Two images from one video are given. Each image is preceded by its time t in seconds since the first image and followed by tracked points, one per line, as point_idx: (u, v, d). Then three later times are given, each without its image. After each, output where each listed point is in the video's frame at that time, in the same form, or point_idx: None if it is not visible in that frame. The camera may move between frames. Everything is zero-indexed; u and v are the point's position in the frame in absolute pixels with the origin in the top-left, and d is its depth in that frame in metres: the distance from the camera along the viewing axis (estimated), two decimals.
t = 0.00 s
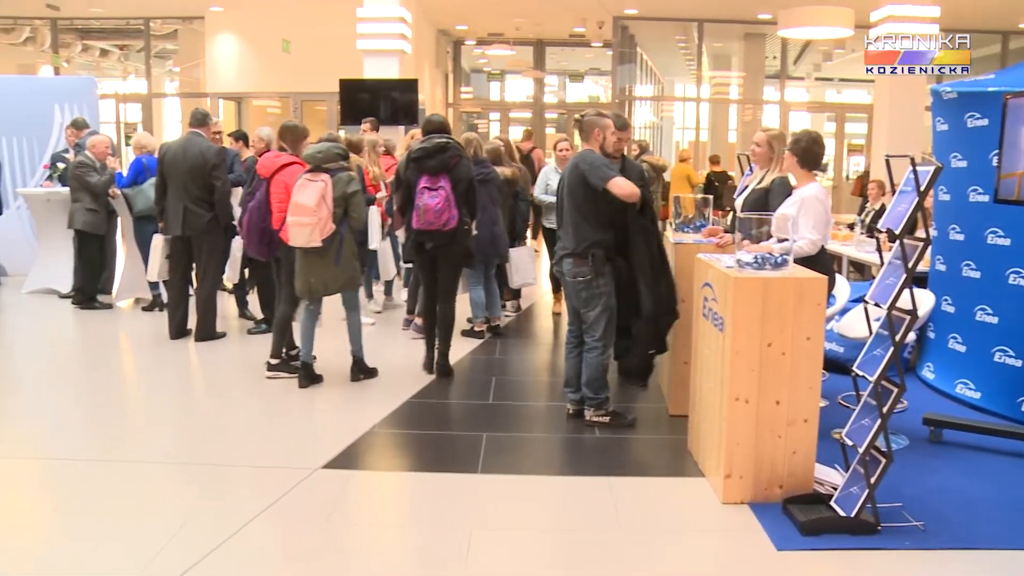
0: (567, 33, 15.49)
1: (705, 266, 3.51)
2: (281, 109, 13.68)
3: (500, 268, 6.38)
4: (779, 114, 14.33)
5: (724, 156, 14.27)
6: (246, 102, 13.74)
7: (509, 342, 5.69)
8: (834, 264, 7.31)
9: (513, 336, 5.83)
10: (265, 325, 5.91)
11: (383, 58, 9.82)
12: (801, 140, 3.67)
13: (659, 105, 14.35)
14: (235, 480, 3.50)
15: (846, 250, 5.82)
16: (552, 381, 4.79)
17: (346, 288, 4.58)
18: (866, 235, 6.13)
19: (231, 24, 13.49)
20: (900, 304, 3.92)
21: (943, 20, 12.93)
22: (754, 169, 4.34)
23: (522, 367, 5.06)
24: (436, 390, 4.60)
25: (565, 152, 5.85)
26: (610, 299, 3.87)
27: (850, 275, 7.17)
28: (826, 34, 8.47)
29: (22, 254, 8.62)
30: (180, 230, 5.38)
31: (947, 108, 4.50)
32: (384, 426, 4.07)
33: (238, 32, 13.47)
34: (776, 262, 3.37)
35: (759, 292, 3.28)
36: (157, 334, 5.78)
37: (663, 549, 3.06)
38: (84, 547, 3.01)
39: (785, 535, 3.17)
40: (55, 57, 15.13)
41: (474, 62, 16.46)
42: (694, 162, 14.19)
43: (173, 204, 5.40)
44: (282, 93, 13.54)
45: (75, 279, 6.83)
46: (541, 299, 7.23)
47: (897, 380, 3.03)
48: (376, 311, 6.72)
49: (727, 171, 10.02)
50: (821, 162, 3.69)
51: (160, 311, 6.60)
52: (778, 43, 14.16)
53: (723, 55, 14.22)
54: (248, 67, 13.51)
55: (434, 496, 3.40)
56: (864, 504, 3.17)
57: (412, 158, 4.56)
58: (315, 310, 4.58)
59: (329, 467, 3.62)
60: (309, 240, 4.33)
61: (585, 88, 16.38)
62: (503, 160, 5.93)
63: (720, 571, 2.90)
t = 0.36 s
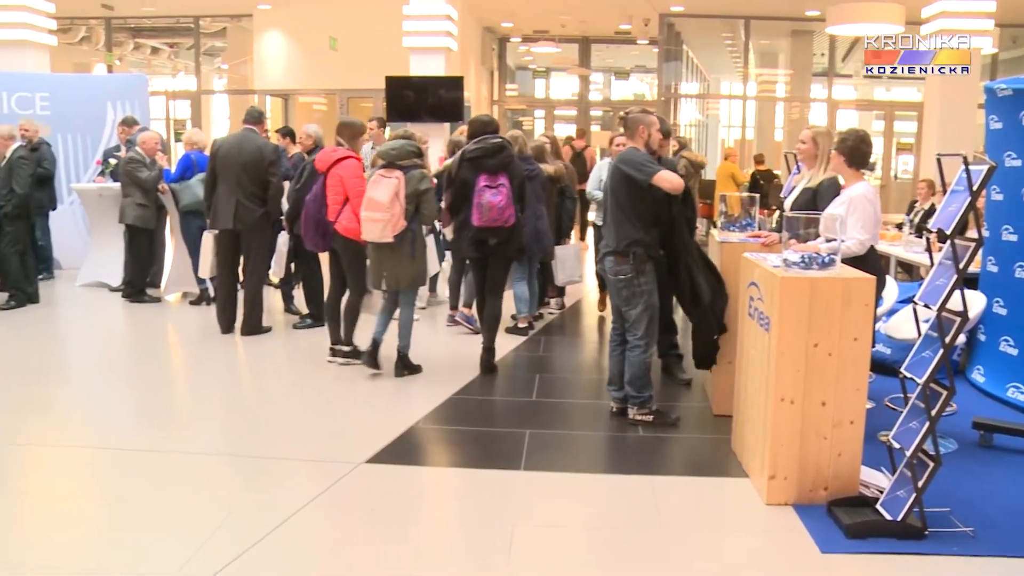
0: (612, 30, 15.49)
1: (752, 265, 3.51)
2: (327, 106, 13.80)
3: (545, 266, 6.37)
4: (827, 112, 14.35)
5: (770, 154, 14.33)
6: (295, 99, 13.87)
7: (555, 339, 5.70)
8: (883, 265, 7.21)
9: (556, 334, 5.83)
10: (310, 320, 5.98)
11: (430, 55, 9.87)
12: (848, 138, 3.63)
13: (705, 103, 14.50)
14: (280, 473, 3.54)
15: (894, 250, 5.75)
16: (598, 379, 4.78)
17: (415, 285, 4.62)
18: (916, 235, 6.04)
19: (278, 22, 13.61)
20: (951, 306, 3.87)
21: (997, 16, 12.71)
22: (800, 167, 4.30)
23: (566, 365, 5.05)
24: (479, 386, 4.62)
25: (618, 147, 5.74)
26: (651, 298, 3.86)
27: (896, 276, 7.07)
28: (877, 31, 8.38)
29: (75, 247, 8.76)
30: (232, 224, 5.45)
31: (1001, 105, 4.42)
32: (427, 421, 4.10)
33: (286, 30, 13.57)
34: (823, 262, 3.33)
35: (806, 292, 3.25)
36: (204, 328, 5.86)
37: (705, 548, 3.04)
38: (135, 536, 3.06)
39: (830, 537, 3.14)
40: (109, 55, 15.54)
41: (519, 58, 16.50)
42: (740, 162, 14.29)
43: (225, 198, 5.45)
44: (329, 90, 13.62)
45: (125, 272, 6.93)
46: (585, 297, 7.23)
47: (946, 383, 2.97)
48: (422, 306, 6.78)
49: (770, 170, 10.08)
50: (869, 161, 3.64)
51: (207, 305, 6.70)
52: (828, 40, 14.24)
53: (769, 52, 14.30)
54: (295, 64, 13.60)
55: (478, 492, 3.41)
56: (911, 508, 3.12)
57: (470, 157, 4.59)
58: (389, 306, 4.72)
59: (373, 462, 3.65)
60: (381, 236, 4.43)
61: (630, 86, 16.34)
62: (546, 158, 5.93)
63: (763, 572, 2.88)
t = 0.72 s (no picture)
0: (658, 26, 15.45)
1: (800, 263, 3.49)
2: (373, 102, 13.96)
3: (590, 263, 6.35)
4: (876, 109, 14.12)
5: (817, 153, 14.29)
6: (342, 95, 14.06)
7: (600, 336, 5.69)
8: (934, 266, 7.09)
9: (600, 330, 5.83)
10: (355, 314, 6.04)
11: (477, 51, 9.87)
12: (902, 135, 3.57)
13: (751, 100, 14.51)
14: (323, 466, 3.57)
15: (944, 250, 5.66)
16: (642, 376, 4.76)
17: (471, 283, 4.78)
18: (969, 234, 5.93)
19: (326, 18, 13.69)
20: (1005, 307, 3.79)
21: None
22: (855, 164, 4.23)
23: (610, 362, 5.03)
24: (522, 382, 4.63)
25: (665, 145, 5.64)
26: (698, 296, 3.85)
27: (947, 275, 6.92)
28: (932, 26, 8.25)
29: (127, 241, 8.97)
30: (280, 218, 5.48)
31: None
32: (470, 417, 4.10)
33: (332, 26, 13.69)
34: (872, 261, 3.29)
35: (854, 290, 3.21)
36: (250, 321, 5.94)
37: (748, 548, 3.02)
38: (182, 525, 3.12)
39: (876, 540, 3.09)
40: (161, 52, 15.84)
41: (564, 54, 16.52)
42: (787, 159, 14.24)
43: (271, 195, 5.49)
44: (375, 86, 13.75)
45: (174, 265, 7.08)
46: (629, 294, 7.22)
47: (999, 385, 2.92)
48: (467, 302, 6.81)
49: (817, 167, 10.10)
50: (923, 158, 3.58)
51: (254, 299, 6.80)
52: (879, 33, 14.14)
53: (818, 48, 14.29)
54: (343, 61, 13.74)
55: (520, 487, 3.42)
56: (961, 513, 3.06)
57: (532, 152, 4.67)
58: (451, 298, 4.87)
59: (416, 456, 3.67)
60: (444, 231, 4.56)
61: (677, 82, 16.20)
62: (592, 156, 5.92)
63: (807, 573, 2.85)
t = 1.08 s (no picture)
0: (704, 22, 15.31)
1: (847, 263, 3.47)
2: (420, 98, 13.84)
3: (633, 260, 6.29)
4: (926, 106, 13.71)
5: (866, 152, 14.16)
6: (390, 92, 14.11)
7: (642, 332, 5.67)
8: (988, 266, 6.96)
9: (643, 327, 5.82)
10: (399, 308, 6.04)
11: (522, 47, 9.85)
12: (956, 133, 3.53)
13: (798, 97, 14.46)
14: (365, 459, 3.60)
15: (999, 251, 5.55)
16: (684, 374, 4.74)
17: (533, 271, 4.87)
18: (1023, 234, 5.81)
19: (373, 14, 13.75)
20: None
21: None
22: (906, 162, 4.17)
23: (651, 359, 5.02)
24: (564, 378, 4.63)
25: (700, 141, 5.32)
26: (738, 294, 3.83)
27: (998, 276, 6.78)
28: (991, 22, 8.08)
29: (175, 234, 9.04)
30: (326, 212, 5.53)
31: None
32: (511, 413, 4.11)
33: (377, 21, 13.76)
34: (921, 261, 3.24)
35: (902, 290, 3.16)
36: (295, 314, 6.00)
37: (791, 548, 3.00)
38: (228, 514, 3.17)
39: (922, 543, 3.04)
40: (209, 48, 16.06)
41: (610, 51, 16.43)
42: (835, 157, 14.20)
43: (316, 187, 5.54)
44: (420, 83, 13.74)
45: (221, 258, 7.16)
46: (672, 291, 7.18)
47: None
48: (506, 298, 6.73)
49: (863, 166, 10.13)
50: (975, 157, 3.54)
51: (299, 292, 6.85)
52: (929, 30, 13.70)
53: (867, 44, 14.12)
54: (389, 58, 13.80)
55: (562, 483, 3.43)
56: (1011, 517, 3.01)
57: (587, 147, 4.69)
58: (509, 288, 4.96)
59: (459, 451, 3.69)
60: (504, 222, 4.66)
61: (722, 78, 16.02)
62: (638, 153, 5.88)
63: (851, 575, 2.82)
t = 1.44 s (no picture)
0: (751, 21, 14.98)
1: (896, 264, 3.43)
2: (464, 96, 12.66)
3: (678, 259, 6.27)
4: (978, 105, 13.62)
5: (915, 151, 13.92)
6: (431, 87, 12.84)
7: (685, 332, 5.65)
8: None
9: (687, 326, 5.79)
10: (443, 306, 6.07)
11: (568, 45, 9.86)
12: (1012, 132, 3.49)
13: (846, 96, 14.08)
14: (408, 454, 3.62)
15: None
16: (726, 374, 4.72)
17: (591, 268, 4.87)
18: None
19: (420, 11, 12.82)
20: None
21: None
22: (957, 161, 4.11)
23: (692, 359, 4.99)
24: (606, 376, 4.62)
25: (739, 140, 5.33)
26: (777, 295, 3.81)
27: None
28: None
29: (221, 229, 9.18)
30: (375, 208, 5.57)
31: None
32: (554, 411, 4.11)
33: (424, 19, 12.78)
34: (973, 262, 3.19)
35: (952, 292, 3.12)
36: (339, 311, 6.02)
37: (838, 551, 2.97)
38: (273, 507, 3.21)
39: (971, 550, 2.98)
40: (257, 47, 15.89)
41: (654, 49, 15.91)
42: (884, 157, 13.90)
43: (362, 183, 5.57)
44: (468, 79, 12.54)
45: (267, 253, 7.23)
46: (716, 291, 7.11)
47: None
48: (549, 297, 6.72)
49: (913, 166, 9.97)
50: None
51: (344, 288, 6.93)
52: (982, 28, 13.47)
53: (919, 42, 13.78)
54: (435, 57, 12.71)
55: (606, 483, 3.42)
56: None
57: (640, 145, 4.81)
58: (562, 285, 4.98)
59: (503, 449, 3.69)
60: (567, 219, 4.71)
61: (769, 78, 15.54)
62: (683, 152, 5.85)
63: None
